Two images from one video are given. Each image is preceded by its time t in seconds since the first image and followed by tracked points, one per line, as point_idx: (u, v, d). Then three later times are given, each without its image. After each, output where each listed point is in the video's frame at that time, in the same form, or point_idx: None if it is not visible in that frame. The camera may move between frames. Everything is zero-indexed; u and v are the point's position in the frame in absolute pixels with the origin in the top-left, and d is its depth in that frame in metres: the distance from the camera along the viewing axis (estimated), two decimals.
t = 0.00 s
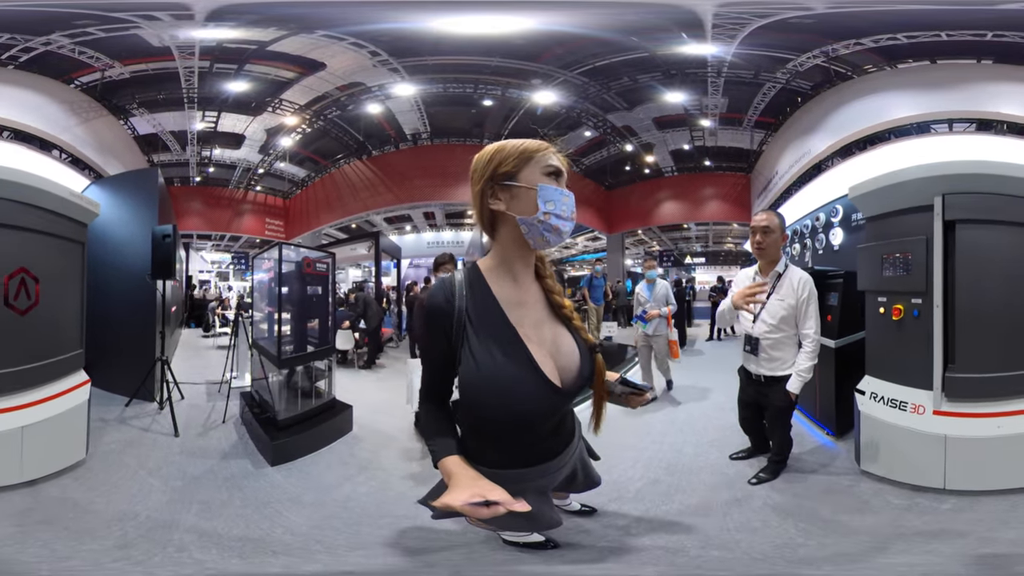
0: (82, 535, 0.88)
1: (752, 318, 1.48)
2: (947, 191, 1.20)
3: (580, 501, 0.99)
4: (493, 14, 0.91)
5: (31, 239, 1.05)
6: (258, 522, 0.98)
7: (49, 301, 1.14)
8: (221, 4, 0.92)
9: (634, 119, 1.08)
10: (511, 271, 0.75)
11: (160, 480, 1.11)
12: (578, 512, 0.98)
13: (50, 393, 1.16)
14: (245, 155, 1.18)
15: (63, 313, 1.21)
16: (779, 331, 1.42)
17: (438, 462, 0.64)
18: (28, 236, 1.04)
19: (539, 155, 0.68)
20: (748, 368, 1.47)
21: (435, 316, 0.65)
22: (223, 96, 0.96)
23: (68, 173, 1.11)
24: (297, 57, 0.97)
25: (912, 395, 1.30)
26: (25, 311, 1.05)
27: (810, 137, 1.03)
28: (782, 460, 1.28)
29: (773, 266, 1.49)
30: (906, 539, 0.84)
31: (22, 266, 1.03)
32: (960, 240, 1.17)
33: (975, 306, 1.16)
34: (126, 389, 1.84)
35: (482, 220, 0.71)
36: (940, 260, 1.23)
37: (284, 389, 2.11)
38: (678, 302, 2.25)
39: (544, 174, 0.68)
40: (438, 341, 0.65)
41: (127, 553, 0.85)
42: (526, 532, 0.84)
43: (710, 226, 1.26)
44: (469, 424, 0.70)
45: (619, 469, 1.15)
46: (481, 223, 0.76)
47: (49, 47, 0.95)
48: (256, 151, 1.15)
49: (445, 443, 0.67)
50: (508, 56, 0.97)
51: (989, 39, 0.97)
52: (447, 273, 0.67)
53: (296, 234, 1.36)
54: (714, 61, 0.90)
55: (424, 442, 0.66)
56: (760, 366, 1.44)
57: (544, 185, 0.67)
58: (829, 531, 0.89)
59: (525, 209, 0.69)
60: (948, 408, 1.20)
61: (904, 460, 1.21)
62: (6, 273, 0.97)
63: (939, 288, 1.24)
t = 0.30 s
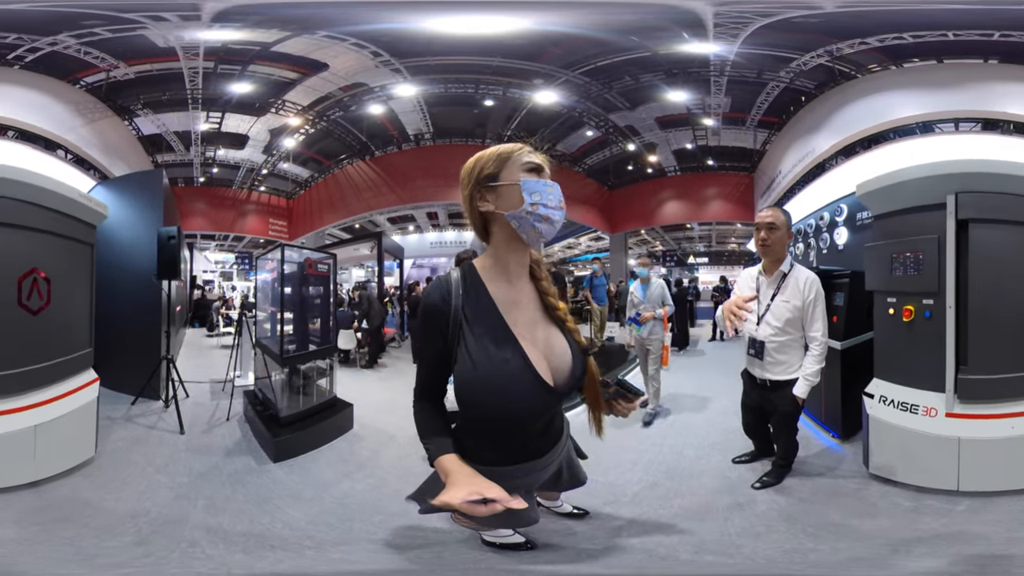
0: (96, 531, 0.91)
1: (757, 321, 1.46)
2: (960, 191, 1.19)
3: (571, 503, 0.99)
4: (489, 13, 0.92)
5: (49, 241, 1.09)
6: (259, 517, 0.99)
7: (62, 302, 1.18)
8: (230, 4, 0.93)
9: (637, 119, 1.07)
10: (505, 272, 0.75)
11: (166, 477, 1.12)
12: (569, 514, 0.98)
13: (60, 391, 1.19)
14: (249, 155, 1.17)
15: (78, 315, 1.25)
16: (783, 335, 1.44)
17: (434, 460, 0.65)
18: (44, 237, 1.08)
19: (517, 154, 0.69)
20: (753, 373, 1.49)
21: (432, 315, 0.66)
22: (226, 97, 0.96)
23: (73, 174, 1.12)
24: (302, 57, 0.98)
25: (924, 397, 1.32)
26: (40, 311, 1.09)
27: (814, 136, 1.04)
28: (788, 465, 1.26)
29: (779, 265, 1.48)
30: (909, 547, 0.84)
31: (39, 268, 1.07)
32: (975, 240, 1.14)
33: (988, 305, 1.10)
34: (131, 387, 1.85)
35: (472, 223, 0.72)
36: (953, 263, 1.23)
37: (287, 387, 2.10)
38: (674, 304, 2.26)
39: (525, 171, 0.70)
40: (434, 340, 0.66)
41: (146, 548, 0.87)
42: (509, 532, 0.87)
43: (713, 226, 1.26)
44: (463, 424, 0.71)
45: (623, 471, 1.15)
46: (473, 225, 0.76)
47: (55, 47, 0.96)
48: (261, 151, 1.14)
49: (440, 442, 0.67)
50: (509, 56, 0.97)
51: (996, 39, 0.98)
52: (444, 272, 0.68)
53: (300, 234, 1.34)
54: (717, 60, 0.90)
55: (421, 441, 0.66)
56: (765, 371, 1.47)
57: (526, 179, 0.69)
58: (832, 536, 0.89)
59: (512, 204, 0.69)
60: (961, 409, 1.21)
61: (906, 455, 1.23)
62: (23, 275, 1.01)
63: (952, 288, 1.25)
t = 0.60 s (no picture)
0: (100, 527, 0.90)
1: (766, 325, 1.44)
2: (971, 195, 1.17)
3: (571, 507, 0.97)
4: (476, 13, 0.91)
5: (52, 246, 1.15)
6: (257, 517, 0.98)
7: (70, 303, 1.22)
8: (227, 4, 0.90)
9: (640, 118, 1.07)
10: (507, 281, 0.74)
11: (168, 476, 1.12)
12: (569, 518, 0.96)
13: (61, 393, 1.19)
14: (251, 155, 1.15)
15: (84, 316, 1.29)
16: (793, 339, 1.40)
17: (433, 465, 0.64)
18: (49, 243, 1.14)
19: (522, 160, 0.66)
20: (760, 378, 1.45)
21: (431, 321, 0.65)
22: (227, 97, 0.97)
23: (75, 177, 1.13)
24: (303, 57, 0.98)
25: (932, 399, 1.27)
26: (48, 314, 1.14)
27: (819, 137, 1.03)
28: (795, 469, 1.27)
29: (786, 267, 1.46)
30: (915, 547, 0.83)
31: (43, 272, 1.13)
32: (984, 246, 1.16)
33: (1001, 311, 1.16)
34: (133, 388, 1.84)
35: (476, 229, 0.73)
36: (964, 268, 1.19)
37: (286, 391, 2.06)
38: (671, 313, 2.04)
39: (525, 177, 0.67)
40: (432, 345, 0.65)
41: (146, 545, 0.86)
42: (500, 535, 0.87)
43: (717, 227, 1.22)
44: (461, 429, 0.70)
45: (627, 474, 1.13)
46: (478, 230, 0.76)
47: (60, 49, 0.95)
48: (263, 152, 1.13)
49: (439, 445, 0.66)
50: (512, 56, 0.97)
51: (1002, 39, 0.96)
52: (444, 280, 0.68)
53: (302, 234, 1.35)
54: (721, 59, 0.90)
55: (419, 445, 0.66)
56: (774, 377, 1.42)
57: (524, 195, 0.66)
58: (839, 538, 0.87)
59: (509, 222, 0.68)
60: (970, 411, 1.19)
61: (912, 456, 1.23)
62: (25, 279, 1.07)
63: (962, 293, 1.20)
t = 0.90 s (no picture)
0: (99, 527, 0.93)
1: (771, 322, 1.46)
2: (973, 195, 1.18)
3: (578, 507, 0.98)
4: (483, 13, 0.93)
5: (55, 244, 1.12)
6: (260, 517, 0.98)
7: (73, 301, 1.20)
8: (225, 4, 0.92)
9: (644, 119, 1.07)
10: (521, 276, 0.75)
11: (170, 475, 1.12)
12: (574, 517, 0.97)
13: (66, 391, 1.18)
14: (255, 155, 1.18)
15: (86, 315, 1.25)
16: (797, 336, 1.41)
17: (445, 457, 0.66)
18: (52, 241, 1.11)
19: (525, 157, 0.69)
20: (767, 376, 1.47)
21: (446, 313, 0.65)
22: (231, 97, 0.96)
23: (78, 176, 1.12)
24: (308, 59, 0.99)
25: (936, 396, 1.29)
26: (51, 312, 1.14)
27: (823, 136, 1.03)
28: (798, 466, 1.26)
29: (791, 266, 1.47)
30: (913, 544, 0.83)
31: (45, 270, 1.10)
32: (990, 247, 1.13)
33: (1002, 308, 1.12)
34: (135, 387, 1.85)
35: (489, 225, 0.74)
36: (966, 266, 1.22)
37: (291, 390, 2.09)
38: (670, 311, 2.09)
39: (530, 173, 0.69)
40: (446, 338, 0.65)
41: (146, 545, 0.89)
42: (508, 534, 0.89)
43: (721, 226, 1.23)
44: (475, 427, 0.70)
45: (630, 474, 1.13)
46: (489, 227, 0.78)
47: (61, 48, 0.97)
48: (266, 151, 1.16)
49: (452, 439, 0.68)
50: (516, 57, 0.97)
51: (1005, 40, 0.97)
52: (460, 271, 0.68)
53: (305, 235, 1.31)
54: (725, 59, 0.91)
55: (432, 437, 0.67)
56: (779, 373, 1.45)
57: (531, 181, 0.68)
58: (840, 537, 0.87)
59: (519, 208, 0.69)
60: (972, 409, 1.20)
61: (916, 455, 1.24)
62: (28, 277, 1.05)
63: (965, 291, 1.23)
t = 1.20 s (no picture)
0: (94, 528, 0.93)
1: (775, 324, 1.46)
2: (974, 199, 1.17)
3: (587, 508, 0.98)
4: (485, 14, 0.94)
5: (54, 245, 1.09)
6: (260, 519, 0.97)
7: (72, 304, 1.18)
8: (224, 4, 0.92)
9: (647, 119, 1.07)
10: (531, 282, 0.75)
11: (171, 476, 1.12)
12: (584, 518, 0.97)
13: (67, 392, 1.18)
14: (257, 155, 1.18)
15: (86, 316, 1.25)
16: (802, 338, 1.42)
17: (456, 467, 0.66)
18: (51, 243, 1.08)
19: (538, 161, 0.69)
20: (771, 376, 1.48)
21: (455, 322, 0.66)
22: (233, 97, 0.97)
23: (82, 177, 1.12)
24: (311, 59, 0.98)
25: (936, 397, 1.33)
26: (50, 314, 1.11)
27: (827, 137, 1.04)
28: (802, 467, 1.25)
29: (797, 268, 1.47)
30: (912, 542, 0.83)
31: (44, 273, 1.07)
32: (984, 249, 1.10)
33: (1000, 313, 1.06)
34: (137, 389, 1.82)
35: (500, 231, 0.74)
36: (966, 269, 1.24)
37: (295, 392, 2.12)
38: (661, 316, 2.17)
39: (542, 178, 0.69)
40: (456, 348, 0.66)
41: (138, 546, 0.89)
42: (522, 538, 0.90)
43: (724, 226, 1.20)
44: (484, 434, 0.70)
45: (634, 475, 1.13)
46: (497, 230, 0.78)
47: (63, 48, 0.98)
48: (269, 151, 1.16)
49: (462, 447, 0.68)
50: (518, 57, 0.97)
51: (1007, 40, 0.99)
52: (468, 280, 0.69)
53: (308, 235, 1.32)
54: (729, 59, 0.91)
55: (442, 446, 0.67)
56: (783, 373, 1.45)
57: (543, 187, 0.68)
58: (842, 537, 0.87)
59: (530, 214, 0.69)
60: (972, 408, 1.20)
61: (921, 457, 1.22)
62: (27, 279, 1.02)
63: (964, 294, 1.27)
